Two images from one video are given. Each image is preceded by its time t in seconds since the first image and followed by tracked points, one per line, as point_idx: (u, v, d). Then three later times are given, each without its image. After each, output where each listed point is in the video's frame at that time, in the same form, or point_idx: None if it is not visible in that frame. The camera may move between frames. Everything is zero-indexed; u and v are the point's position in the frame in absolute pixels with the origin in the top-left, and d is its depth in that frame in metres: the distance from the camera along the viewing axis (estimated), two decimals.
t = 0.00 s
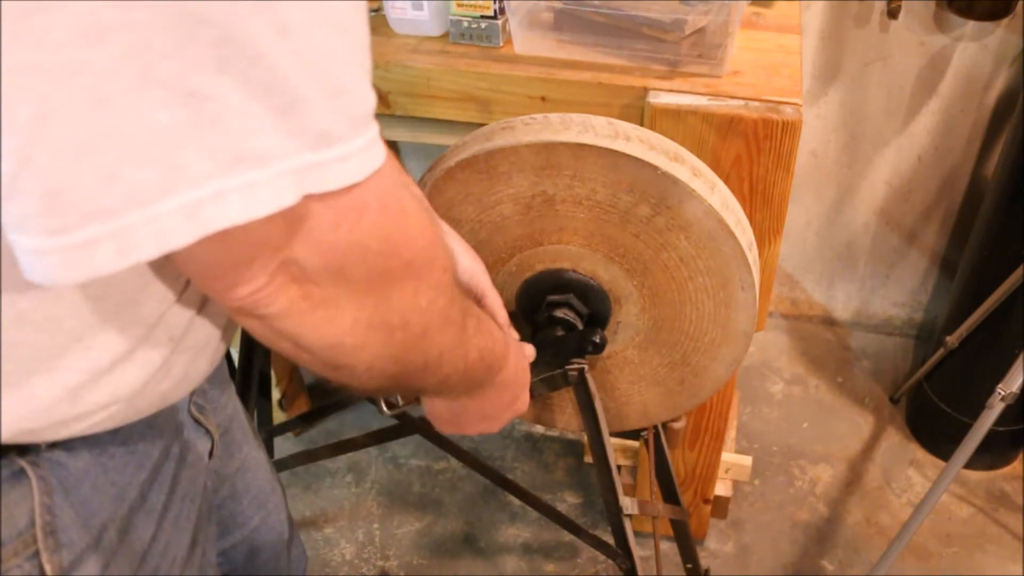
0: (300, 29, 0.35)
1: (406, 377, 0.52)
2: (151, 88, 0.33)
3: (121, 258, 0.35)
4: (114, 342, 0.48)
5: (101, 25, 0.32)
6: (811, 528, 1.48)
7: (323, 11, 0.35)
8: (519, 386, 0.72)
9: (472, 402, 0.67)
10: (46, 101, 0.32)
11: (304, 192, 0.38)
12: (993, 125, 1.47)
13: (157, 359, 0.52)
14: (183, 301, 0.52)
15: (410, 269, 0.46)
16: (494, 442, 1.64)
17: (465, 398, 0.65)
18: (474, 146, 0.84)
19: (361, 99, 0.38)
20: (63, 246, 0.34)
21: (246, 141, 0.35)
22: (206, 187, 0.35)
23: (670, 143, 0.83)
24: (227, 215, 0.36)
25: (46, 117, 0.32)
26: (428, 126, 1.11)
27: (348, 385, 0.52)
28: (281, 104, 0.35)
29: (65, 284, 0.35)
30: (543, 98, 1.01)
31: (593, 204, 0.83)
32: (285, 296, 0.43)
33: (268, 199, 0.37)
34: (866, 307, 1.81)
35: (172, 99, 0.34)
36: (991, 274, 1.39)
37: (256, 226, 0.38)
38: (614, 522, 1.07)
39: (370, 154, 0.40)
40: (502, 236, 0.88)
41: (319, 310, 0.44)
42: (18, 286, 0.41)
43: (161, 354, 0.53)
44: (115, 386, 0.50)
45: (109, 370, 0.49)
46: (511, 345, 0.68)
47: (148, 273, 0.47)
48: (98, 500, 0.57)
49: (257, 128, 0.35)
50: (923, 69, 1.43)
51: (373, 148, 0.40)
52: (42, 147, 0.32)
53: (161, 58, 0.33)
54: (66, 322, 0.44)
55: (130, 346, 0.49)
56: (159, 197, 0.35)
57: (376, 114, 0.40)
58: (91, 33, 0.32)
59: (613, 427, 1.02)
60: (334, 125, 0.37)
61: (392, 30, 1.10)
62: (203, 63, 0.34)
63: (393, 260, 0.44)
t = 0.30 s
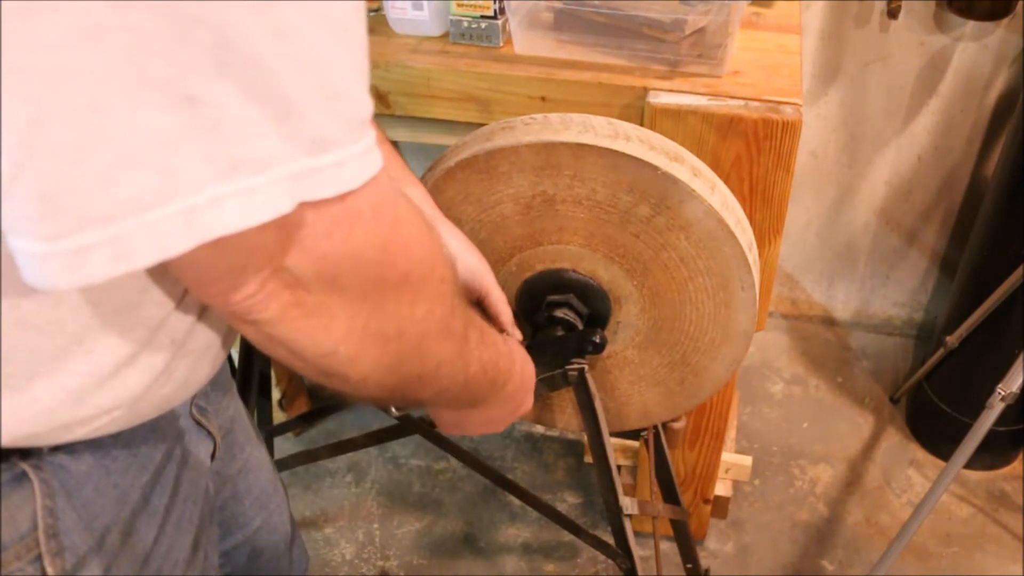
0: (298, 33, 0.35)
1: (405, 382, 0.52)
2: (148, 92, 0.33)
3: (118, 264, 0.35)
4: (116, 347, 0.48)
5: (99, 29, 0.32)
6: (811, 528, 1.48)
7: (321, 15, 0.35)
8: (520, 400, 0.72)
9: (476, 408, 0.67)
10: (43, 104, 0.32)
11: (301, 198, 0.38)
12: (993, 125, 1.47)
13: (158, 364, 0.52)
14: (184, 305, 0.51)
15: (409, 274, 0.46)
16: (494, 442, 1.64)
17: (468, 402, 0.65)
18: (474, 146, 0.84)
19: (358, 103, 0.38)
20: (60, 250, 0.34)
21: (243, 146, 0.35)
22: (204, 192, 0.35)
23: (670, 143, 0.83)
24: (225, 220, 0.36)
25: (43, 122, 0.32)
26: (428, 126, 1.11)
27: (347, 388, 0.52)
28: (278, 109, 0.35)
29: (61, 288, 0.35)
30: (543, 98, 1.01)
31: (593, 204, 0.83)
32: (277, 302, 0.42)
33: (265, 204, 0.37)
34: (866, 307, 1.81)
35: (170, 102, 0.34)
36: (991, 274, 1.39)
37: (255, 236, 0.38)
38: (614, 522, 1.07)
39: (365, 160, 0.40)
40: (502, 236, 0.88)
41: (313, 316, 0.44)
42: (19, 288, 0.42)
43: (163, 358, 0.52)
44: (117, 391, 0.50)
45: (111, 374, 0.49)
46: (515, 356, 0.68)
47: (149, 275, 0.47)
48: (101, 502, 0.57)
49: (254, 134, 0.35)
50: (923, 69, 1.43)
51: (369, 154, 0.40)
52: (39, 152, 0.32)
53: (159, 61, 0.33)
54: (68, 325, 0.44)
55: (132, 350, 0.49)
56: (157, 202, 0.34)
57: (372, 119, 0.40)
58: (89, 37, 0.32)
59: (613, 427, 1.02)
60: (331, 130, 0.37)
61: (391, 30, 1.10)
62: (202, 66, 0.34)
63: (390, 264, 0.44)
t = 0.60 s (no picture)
0: (305, 40, 0.35)
1: (405, 384, 0.52)
2: (155, 98, 0.33)
3: (125, 271, 0.35)
4: (119, 354, 0.48)
5: (106, 33, 0.32)
6: (811, 528, 1.48)
7: (328, 21, 0.35)
8: (519, 393, 0.71)
9: (475, 406, 0.67)
10: (51, 110, 0.32)
11: (307, 204, 0.38)
12: (993, 125, 1.47)
13: (161, 370, 0.52)
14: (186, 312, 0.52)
15: (408, 279, 0.46)
16: (494, 442, 1.64)
17: (469, 402, 0.65)
18: (473, 146, 0.84)
19: (363, 110, 0.38)
20: (67, 256, 0.34)
21: (250, 153, 0.35)
22: (211, 199, 0.35)
23: (668, 143, 0.83)
24: (231, 227, 0.36)
25: (50, 128, 0.32)
26: (428, 126, 1.10)
27: (348, 391, 0.52)
28: (285, 116, 0.35)
29: (68, 293, 0.35)
30: (544, 98, 1.01)
31: (591, 204, 0.83)
32: (277, 309, 0.42)
33: (271, 211, 0.37)
34: (866, 307, 1.81)
35: (177, 109, 0.33)
36: (991, 274, 1.39)
37: (257, 244, 0.38)
38: (614, 522, 1.07)
39: (370, 165, 0.40)
40: (502, 236, 0.88)
41: (314, 323, 0.44)
42: (23, 295, 0.41)
43: (166, 364, 0.53)
44: (120, 397, 0.50)
45: (114, 380, 0.49)
46: (513, 352, 0.68)
47: (151, 278, 0.47)
48: (104, 505, 0.57)
49: (261, 141, 0.35)
50: (923, 69, 1.43)
51: (373, 159, 0.40)
52: (45, 158, 0.32)
53: (167, 67, 0.33)
54: (71, 329, 0.44)
55: (135, 357, 0.49)
56: (164, 208, 0.34)
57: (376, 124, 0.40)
58: (96, 43, 0.32)
59: (613, 427, 1.02)
60: (337, 136, 0.37)
61: (391, 30, 1.10)
62: (209, 73, 0.33)
63: (390, 270, 0.44)
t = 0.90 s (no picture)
0: (296, 42, 0.35)
1: (404, 383, 0.53)
2: (148, 103, 0.33)
3: (116, 278, 0.35)
4: (114, 359, 0.48)
5: (95, 34, 0.31)
6: (811, 528, 1.48)
7: (318, 24, 0.35)
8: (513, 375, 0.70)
9: (468, 392, 0.66)
10: (41, 113, 0.32)
11: (301, 212, 0.38)
12: (993, 125, 1.47)
13: (157, 375, 0.53)
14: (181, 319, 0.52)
15: (399, 283, 0.46)
16: (494, 442, 1.64)
17: (468, 391, 0.65)
18: (468, 149, 0.85)
19: (351, 114, 0.39)
20: (58, 261, 0.34)
21: (243, 159, 0.35)
22: (204, 206, 0.35)
23: (661, 138, 0.82)
24: (224, 235, 0.36)
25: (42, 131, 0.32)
26: (428, 126, 1.10)
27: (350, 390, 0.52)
28: (278, 120, 0.36)
29: (58, 299, 0.35)
30: (543, 98, 1.01)
31: (587, 203, 0.83)
32: (265, 319, 0.43)
33: (264, 218, 0.37)
34: (865, 307, 1.81)
35: (168, 113, 0.33)
36: (991, 273, 1.39)
37: (248, 256, 0.38)
38: (614, 522, 1.07)
39: (361, 170, 0.40)
40: (500, 237, 0.88)
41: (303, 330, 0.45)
42: (19, 298, 0.42)
43: (161, 369, 0.53)
44: (117, 401, 0.50)
45: (111, 386, 0.49)
46: (509, 338, 0.67)
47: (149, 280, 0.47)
48: (101, 506, 0.57)
49: (255, 146, 0.35)
50: (922, 69, 1.43)
51: (363, 164, 0.40)
52: (36, 161, 0.32)
53: (158, 70, 0.33)
54: (68, 330, 0.45)
55: (130, 363, 0.49)
56: (155, 215, 0.34)
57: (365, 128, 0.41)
58: (89, 45, 0.31)
59: (613, 427, 1.02)
60: (329, 140, 0.38)
61: (391, 30, 1.10)
62: (200, 76, 0.33)
63: (380, 275, 0.44)
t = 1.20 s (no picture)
0: (267, 43, 0.35)
1: (388, 394, 0.53)
2: (113, 103, 0.33)
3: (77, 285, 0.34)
4: (102, 364, 0.48)
5: (59, 31, 0.32)
6: (811, 528, 1.48)
7: (291, 26, 0.35)
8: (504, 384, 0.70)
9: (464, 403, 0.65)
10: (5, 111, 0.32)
11: (275, 219, 0.38)
12: (993, 125, 1.47)
13: (144, 381, 0.53)
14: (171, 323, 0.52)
15: (380, 292, 0.46)
16: (494, 442, 1.64)
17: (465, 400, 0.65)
18: (473, 146, 0.85)
19: (328, 118, 0.38)
20: (22, 265, 0.33)
21: (213, 163, 0.35)
22: (172, 210, 0.35)
23: (670, 143, 0.83)
24: (193, 242, 0.35)
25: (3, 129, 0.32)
26: (427, 127, 1.11)
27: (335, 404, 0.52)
28: (249, 122, 0.35)
29: (24, 304, 0.35)
30: (544, 98, 1.01)
31: (593, 204, 0.83)
32: (240, 328, 0.43)
33: (235, 224, 0.36)
34: (866, 307, 1.81)
35: (134, 112, 0.33)
36: (991, 273, 1.39)
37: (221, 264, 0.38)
38: (614, 522, 1.07)
39: (338, 177, 0.40)
40: (503, 236, 0.88)
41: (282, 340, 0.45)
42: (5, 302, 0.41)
43: (149, 375, 0.53)
44: (103, 407, 0.50)
45: (98, 391, 0.49)
46: (499, 347, 0.67)
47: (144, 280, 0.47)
48: (93, 507, 0.57)
49: (225, 150, 0.35)
50: (922, 70, 1.43)
51: (341, 170, 0.40)
52: None
53: (123, 68, 0.33)
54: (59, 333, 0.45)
55: (117, 367, 0.49)
56: (121, 219, 0.34)
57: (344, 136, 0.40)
58: (53, 42, 0.32)
59: (612, 427, 1.02)
60: (303, 145, 0.37)
61: (392, 30, 1.10)
62: (167, 76, 0.33)
63: (357, 284, 0.44)
